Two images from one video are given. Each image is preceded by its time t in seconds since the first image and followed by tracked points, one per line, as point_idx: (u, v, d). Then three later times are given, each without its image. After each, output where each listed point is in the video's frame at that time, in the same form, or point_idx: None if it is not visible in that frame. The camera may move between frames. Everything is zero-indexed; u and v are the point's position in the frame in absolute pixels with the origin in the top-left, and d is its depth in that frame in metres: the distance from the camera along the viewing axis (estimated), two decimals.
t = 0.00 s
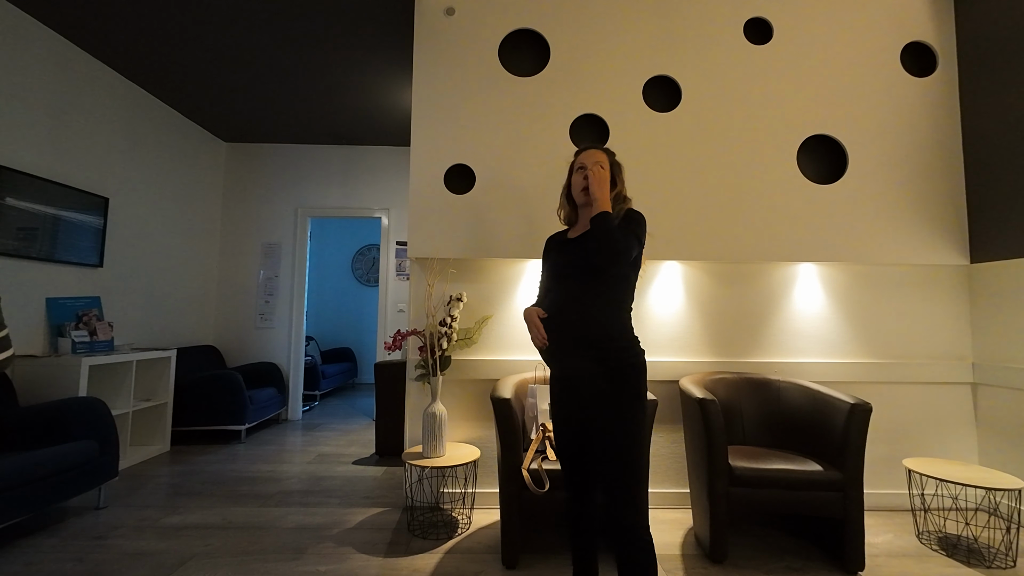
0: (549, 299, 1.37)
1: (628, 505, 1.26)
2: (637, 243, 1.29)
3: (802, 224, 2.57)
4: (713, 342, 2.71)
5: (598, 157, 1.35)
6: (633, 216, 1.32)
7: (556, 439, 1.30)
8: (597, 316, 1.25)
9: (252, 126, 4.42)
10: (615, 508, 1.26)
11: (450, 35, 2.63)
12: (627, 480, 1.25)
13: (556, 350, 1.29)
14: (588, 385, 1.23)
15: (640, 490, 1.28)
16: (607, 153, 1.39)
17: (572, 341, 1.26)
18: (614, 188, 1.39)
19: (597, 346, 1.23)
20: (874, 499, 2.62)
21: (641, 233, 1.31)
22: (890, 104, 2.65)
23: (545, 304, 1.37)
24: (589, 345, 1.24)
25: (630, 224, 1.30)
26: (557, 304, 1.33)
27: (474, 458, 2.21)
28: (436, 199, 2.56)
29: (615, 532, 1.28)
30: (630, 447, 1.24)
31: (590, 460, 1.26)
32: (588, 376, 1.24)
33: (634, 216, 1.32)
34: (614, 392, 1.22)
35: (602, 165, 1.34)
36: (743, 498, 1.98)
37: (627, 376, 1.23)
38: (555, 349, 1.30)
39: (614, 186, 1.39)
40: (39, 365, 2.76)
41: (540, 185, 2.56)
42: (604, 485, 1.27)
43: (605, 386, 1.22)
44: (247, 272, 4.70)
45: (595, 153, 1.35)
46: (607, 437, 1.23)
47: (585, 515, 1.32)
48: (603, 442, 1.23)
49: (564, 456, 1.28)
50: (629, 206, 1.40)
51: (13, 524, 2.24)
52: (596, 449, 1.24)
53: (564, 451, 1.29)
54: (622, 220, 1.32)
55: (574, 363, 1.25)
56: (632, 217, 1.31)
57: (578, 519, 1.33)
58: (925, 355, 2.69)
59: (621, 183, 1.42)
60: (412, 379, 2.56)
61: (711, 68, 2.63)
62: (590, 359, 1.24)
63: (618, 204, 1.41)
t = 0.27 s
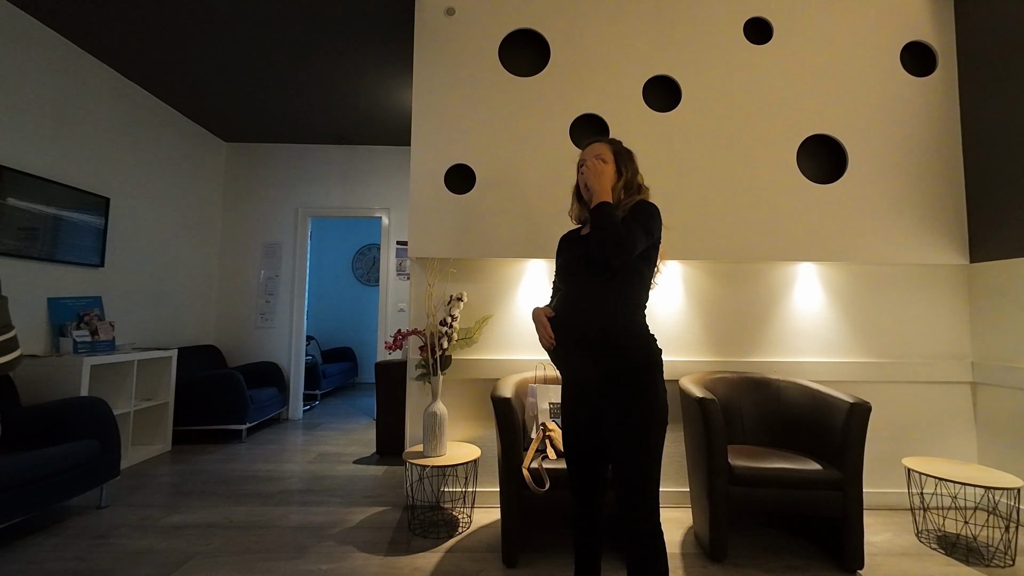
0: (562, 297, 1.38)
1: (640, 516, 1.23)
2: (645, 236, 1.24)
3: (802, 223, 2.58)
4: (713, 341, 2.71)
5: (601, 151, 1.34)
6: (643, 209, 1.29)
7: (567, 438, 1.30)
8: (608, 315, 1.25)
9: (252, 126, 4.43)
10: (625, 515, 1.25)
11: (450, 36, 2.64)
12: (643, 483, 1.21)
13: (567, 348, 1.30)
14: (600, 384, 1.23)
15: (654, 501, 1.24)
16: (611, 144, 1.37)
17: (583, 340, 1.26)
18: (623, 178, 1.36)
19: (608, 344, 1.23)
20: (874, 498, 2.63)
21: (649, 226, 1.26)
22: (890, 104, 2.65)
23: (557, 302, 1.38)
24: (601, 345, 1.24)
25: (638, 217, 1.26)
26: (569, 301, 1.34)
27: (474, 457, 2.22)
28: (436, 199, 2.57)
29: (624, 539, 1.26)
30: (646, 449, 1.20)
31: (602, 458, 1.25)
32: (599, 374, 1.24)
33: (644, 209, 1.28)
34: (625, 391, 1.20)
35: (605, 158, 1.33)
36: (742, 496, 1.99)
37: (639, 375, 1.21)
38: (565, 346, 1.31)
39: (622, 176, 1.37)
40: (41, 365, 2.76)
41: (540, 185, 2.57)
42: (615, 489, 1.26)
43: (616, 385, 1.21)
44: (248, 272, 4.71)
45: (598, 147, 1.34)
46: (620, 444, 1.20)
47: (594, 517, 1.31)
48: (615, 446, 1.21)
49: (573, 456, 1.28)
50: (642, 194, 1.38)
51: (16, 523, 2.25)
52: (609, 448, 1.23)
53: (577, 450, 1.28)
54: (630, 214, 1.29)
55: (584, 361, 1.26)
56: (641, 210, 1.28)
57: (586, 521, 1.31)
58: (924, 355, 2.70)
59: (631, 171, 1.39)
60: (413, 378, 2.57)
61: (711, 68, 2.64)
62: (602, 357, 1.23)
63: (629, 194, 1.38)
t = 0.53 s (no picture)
0: (565, 294, 1.39)
1: (642, 515, 1.23)
2: (648, 234, 1.22)
3: (802, 222, 2.58)
4: (713, 341, 2.72)
5: (605, 147, 1.36)
6: (647, 206, 1.28)
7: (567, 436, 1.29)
8: (610, 313, 1.25)
9: (252, 125, 4.42)
10: (626, 513, 1.24)
11: (450, 35, 2.64)
12: (645, 482, 1.21)
13: (569, 346, 1.30)
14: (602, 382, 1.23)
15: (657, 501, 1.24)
16: (617, 139, 1.38)
17: (585, 337, 1.26)
18: (629, 172, 1.37)
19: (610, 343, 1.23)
20: (874, 497, 2.63)
21: (652, 224, 1.24)
22: (890, 103, 2.65)
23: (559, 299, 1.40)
24: (604, 343, 1.24)
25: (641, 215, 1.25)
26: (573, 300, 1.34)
27: (475, 456, 2.22)
28: (436, 199, 2.57)
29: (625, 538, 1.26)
30: (649, 448, 1.20)
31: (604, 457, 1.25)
32: (601, 373, 1.24)
33: (648, 207, 1.27)
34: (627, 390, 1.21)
35: (609, 154, 1.34)
36: (742, 495, 1.99)
37: (641, 375, 1.20)
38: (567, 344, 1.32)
39: (628, 170, 1.37)
40: (42, 364, 2.77)
41: (540, 184, 2.57)
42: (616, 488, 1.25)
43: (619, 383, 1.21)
44: (248, 271, 4.71)
45: (603, 144, 1.36)
46: (624, 443, 1.20)
47: (594, 515, 1.32)
48: (619, 444, 1.21)
49: (574, 454, 1.27)
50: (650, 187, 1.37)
51: (17, 522, 2.26)
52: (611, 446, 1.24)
53: (579, 449, 1.27)
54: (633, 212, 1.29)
55: (586, 359, 1.26)
56: (645, 209, 1.27)
57: (586, 520, 1.31)
58: (925, 354, 2.70)
59: (639, 165, 1.39)
60: (413, 378, 2.57)
61: (711, 68, 2.64)
62: (604, 356, 1.24)
63: (637, 187, 1.39)
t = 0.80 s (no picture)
0: (562, 294, 1.39)
1: (636, 515, 1.23)
2: (647, 240, 1.23)
3: (803, 221, 2.58)
4: (714, 339, 2.72)
5: (607, 146, 1.36)
6: (647, 209, 1.28)
7: (564, 434, 1.31)
8: (604, 315, 1.24)
9: (252, 124, 4.42)
10: (621, 512, 1.25)
11: (450, 34, 2.64)
12: (640, 483, 1.21)
13: (566, 346, 1.30)
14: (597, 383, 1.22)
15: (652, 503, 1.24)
16: (618, 139, 1.38)
17: (582, 338, 1.26)
18: (630, 172, 1.37)
19: (606, 345, 1.23)
20: (874, 495, 2.63)
21: (652, 229, 1.24)
22: (891, 102, 2.65)
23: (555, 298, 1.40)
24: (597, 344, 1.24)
25: (641, 220, 1.25)
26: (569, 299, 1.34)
27: (476, 455, 2.23)
28: (437, 198, 2.57)
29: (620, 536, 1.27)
30: (644, 450, 1.20)
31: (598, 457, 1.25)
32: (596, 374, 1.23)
33: (648, 211, 1.27)
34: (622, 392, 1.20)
35: (610, 155, 1.35)
36: (742, 494, 1.99)
37: (637, 377, 1.20)
38: (563, 344, 1.32)
39: (630, 170, 1.37)
40: (43, 363, 2.77)
41: (541, 183, 2.57)
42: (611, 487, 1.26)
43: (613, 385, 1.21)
44: (249, 270, 4.71)
45: (603, 143, 1.36)
46: (618, 444, 1.20)
47: (590, 512, 1.33)
48: (611, 445, 1.21)
49: (570, 452, 1.29)
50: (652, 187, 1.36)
51: (19, 520, 2.26)
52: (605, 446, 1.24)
53: (575, 447, 1.28)
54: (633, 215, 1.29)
55: (581, 360, 1.26)
56: (645, 212, 1.27)
57: (583, 517, 1.33)
58: (925, 353, 2.70)
59: (641, 164, 1.39)
60: (414, 376, 2.58)
61: (711, 67, 2.63)
62: (599, 357, 1.23)
63: (638, 187, 1.38)
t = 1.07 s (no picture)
0: (552, 293, 1.38)
1: (629, 509, 1.25)
2: (641, 245, 1.26)
3: (803, 221, 2.58)
4: (714, 339, 2.72)
5: (605, 150, 1.35)
6: (642, 214, 1.30)
7: (554, 437, 1.29)
8: (597, 317, 1.24)
9: (253, 123, 4.42)
10: (615, 507, 1.26)
11: (450, 33, 2.64)
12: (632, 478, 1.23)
13: (556, 346, 1.30)
14: (588, 384, 1.23)
15: (644, 497, 1.26)
16: (616, 141, 1.36)
17: (574, 339, 1.26)
18: (627, 177, 1.36)
19: (598, 346, 1.23)
20: (874, 495, 2.64)
21: (646, 235, 1.27)
22: (891, 101, 2.65)
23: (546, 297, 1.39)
24: (589, 347, 1.24)
25: (636, 226, 1.27)
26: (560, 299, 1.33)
27: (476, 454, 2.23)
28: (437, 197, 2.57)
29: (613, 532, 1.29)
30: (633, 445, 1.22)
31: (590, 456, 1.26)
32: (588, 374, 1.23)
33: (642, 217, 1.29)
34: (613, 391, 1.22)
35: (608, 158, 1.34)
36: (742, 493, 1.99)
37: (627, 376, 1.22)
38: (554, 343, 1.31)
39: (627, 174, 1.36)
40: (44, 363, 2.77)
41: (541, 182, 2.57)
42: (604, 485, 1.27)
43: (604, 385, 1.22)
44: (249, 269, 4.71)
45: (602, 146, 1.35)
46: (610, 441, 1.22)
47: (583, 509, 1.33)
48: (604, 445, 1.22)
49: (562, 455, 1.28)
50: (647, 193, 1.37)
51: (19, 519, 2.27)
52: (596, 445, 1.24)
53: (566, 448, 1.27)
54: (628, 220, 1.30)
55: (573, 360, 1.26)
56: (639, 217, 1.29)
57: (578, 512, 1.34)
58: (926, 352, 2.70)
59: (638, 168, 1.38)
60: (414, 376, 2.58)
61: (712, 66, 2.63)
62: (591, 357, 1.24)
63: (634, 192, 1.38)
